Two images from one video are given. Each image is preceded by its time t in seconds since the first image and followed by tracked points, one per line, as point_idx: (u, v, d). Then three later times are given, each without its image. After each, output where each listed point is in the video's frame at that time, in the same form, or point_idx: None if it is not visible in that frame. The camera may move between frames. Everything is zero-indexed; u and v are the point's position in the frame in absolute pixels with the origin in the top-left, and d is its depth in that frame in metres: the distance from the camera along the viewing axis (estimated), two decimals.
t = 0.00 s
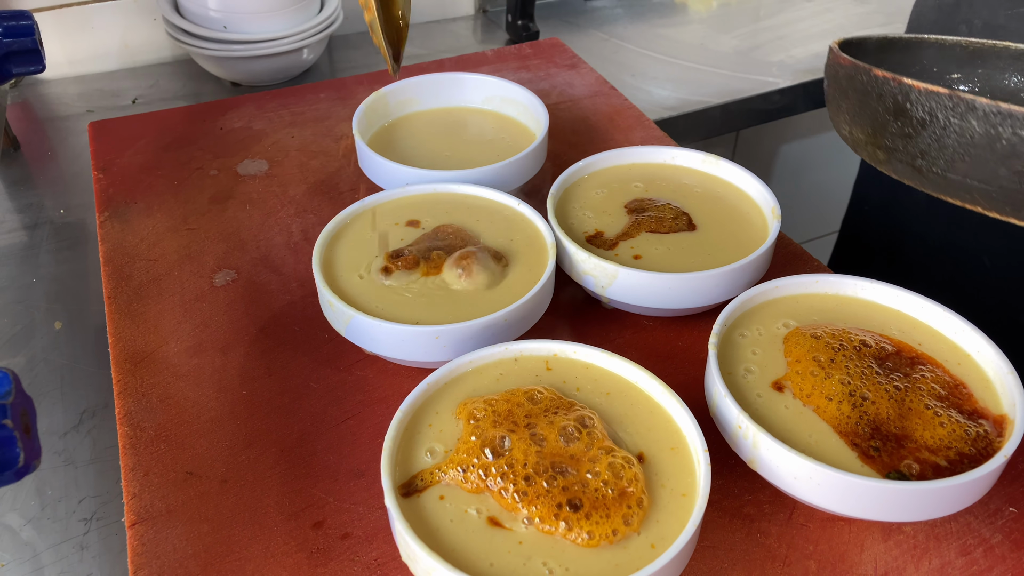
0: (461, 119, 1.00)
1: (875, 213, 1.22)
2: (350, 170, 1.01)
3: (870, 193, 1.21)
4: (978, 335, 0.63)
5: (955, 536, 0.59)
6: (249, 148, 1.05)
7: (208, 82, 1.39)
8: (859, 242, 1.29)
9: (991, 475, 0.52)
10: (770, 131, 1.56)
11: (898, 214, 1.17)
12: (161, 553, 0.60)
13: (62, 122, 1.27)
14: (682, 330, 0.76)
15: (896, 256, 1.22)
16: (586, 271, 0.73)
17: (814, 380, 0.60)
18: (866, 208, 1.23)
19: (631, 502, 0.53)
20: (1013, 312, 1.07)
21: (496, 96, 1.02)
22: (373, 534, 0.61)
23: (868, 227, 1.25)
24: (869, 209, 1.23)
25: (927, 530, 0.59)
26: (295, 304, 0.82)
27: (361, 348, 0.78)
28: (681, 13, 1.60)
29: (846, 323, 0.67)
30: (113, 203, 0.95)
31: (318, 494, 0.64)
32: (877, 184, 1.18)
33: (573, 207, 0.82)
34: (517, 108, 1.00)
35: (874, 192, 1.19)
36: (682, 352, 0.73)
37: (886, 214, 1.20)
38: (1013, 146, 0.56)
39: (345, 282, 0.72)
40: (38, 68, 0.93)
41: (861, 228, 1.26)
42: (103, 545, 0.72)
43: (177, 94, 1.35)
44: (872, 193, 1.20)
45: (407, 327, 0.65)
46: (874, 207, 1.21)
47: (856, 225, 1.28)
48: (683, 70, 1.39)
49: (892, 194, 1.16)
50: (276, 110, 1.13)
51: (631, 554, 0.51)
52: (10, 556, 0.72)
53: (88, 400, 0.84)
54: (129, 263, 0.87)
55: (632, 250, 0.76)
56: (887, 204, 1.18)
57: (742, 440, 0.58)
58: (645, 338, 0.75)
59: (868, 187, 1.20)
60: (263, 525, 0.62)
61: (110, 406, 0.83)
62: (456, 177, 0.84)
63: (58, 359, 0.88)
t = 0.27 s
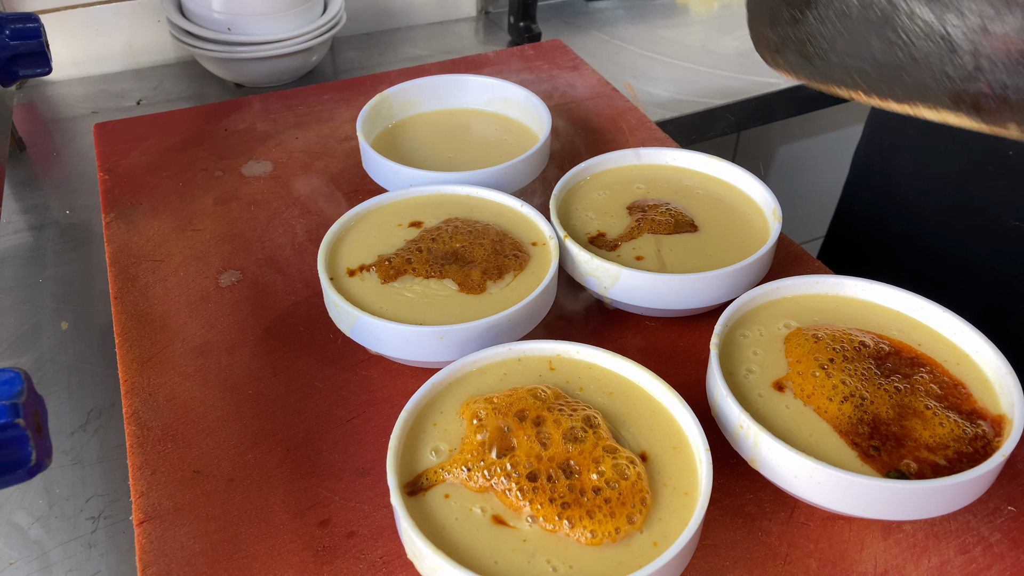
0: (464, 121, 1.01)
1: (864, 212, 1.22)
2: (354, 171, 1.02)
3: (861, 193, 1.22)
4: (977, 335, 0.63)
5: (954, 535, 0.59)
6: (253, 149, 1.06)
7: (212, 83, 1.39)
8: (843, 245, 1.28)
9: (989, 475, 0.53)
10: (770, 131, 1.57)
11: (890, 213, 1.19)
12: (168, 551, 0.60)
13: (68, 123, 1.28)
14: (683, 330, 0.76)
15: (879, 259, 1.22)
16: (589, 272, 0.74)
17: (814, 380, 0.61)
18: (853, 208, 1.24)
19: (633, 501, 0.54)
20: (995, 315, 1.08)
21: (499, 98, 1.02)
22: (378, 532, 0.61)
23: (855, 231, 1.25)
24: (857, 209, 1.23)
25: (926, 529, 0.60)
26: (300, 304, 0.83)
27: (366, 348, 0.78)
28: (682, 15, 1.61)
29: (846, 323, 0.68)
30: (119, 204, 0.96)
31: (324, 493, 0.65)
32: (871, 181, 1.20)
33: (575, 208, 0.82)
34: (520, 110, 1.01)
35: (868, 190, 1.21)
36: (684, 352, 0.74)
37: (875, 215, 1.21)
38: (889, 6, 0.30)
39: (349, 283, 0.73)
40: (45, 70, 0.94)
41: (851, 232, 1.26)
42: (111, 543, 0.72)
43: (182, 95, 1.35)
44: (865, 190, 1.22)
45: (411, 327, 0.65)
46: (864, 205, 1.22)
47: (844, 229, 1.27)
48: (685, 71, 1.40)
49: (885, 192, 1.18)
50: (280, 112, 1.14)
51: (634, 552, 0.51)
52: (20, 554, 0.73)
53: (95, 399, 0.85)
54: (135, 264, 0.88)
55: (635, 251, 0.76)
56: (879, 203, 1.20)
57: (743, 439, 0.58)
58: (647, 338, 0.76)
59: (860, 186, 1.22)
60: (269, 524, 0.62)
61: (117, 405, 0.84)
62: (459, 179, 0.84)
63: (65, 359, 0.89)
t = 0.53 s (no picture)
0: (467, 123, 1.02)
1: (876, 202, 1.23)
2: (358, 173, 1.03)
3: (877, 181, 1.23)
4: (975, 335, 0.64)
5: (953, 533, 0.60)
6: (257, 151, 1.07)
7: (216, 86, 1.40)
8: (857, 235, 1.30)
9: (987, 473, 0.54)
10: (771, 133, 1.57)
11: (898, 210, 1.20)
12: (176, 549, 0.61)
13: (73, 125, 1.29)
14: (685, 331, 0.77)
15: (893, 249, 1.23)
16: (591, 273, 0.74)
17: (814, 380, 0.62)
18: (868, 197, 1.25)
19: (636, 500, 0.54)
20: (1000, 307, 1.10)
21: (501, 100, 1.03)
22: (383, 530, 0.62)
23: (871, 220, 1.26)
24: (870, 199, 1.25)
25: (925, 527, 0.61)
26: (304, 305, 0.84)
27: (370, 348, 0.79)
28: (683, 17, 1.61)
29: (846, 324, 0.68)
30: (124, 206, 0.97)
31: (329, 491, 0.65)
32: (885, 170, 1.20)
33: (577, 210, 0.83)
34: (522, 112, 1.02)
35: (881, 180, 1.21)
36: (686, 352, 0.75)
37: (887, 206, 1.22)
38: None
39: (354, 285, 0.74)
40: (51, 73, 0.95)
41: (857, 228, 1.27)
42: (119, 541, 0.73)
43: (186, 97, 1.36)
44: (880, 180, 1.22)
45: (416, 328, 0.66)
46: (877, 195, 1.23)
47: (859, 219, 1.29)
48: (686, 73, 1.41)
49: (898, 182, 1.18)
50: (284, 114, 1.15)
51: (637, 551, 0.52)
52: (28, 552, 0.74)
53: (102, 399, 0.86)
54: (141, 265, 0.88)
55: (637, 252, 0.77)
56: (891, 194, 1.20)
57: (744, 439, 0.59)
58: (649, 338, 0.77)
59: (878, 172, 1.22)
60: (276, 522, 0.63)
61: (124, 405, 0.85)
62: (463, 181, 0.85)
63: (72, 359, 0.90)
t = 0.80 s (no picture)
0: (469, 125, 1.02)
1: (897, 200, 1.26)
2: (361, 174, 1.04)
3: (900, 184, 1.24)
4: (974, 336, 0.65)
5: (952, 532, 0.61)
6: (260, 153, 1.07)
7: (219, 87, 1.41)
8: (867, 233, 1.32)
9: (986, 473, 0.54)
10: (772, 134, 1.58)
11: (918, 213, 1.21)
12: (181, 547, 0.62)
13: (76, 127, 1.29)
14: (686, 332, 0.78)
15: (911, 246, 1.27)
16: (592, 274, 0.75)
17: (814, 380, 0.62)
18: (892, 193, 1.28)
19: (637, 499, 0.55)
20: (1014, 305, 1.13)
21: (503, 102, 1.04)
22: (386, 529, 0.63)
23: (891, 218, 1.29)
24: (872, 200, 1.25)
25: (924, 526, 0.61)
26: (308, 305, 0.84)
27: (373, 349, 0.80)
28: (684, 18, 1.62)
29: (847, 325, 0.69)
30: (129, 207, 0.97)
31: (334, 491, 0.66)
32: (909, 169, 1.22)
33: (579, 211, 0.84)
34: (524, 114, 1.02)
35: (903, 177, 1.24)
36: (686, 353, 0.75)
37: (910, 205, 1.24)
38: None
39: (358, 286, 0.74)
40: (56, 76, 0.96)
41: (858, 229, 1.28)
42: (124, 540, 0.74)
43: (189, 99, 1.37)
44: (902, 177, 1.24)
45: (419, 328, 0.67)
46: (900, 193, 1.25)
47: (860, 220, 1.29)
48: (687, 74, 1.41)
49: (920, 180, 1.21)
50: (287, 115, 1.15)
51: (638, 549, 0.52)
52: (34, 551, 0.74)
53: (106, 399, 0.86)
54: (145, 266, 0.89)
55: (639, 253, 0.77)
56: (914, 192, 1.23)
57: (745, 438, 0.60)
58: (650, 338, 0.77)
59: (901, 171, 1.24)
60: (281, 521, 0.64)
61: (128, 405, 0.85)
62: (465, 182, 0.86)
63: (78, 359, 0.90)
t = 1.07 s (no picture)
0: (469, 123, 1.02)
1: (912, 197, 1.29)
2: (361, 173, 1.04)
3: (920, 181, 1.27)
4: (974, 334, 0.65)
5: (952, 530, 0.61)
6: (261, 151, 1.07)
7: (219, 86, 1.41)
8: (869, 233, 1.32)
9: (986, 470, 0.54)
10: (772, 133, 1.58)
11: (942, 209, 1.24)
12: (182, 545, 0.62)
13: (77, 126, 1.29)
14: (686, 330, 0.78)
15: (922, 242, 1.30)
16: (593, 272, 0.75)
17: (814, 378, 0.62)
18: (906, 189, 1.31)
19: (637, 496, 0.55)
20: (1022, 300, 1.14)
21: (503, 101, 1.04)
22: (387, 527, 0.63)
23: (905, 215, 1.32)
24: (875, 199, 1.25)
25: (924, 524, 0.61)
26: (309, 304, 0.85)
27: (373, 347, 0.80)
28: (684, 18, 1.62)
29: (847, 323, 0.69)
30: (130, 205, 0.97)
31: (335, 488, 0.66)
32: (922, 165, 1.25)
33: (579, 209, 0.84)
34: (524, 112, 1.02)
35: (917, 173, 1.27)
36: (686, 351, 0.75)
37: (923, 201, 1.27)
38: None
39: (358, 284, 0.74)
40: (57, 74, 0.96)
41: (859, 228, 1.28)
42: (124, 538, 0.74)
43: (189, 98, 1.37)
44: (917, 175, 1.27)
45: (419, 326, 0.67)
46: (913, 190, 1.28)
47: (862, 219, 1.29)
48: (687, 73, 1.41)
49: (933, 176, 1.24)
50: (287, 114, 1.15)
51: (638, 547, 0.52)
52: (34, 549, 0.74)
53: (107, 397, 0.86)
54: (146, 264, 0.89)
55: (639, 251, 0.77)
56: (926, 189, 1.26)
57: (745, 436, 0.60)
58: (651, 337, 0.77)
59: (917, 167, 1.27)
60: (281, 519, 0.64)
61: (129, 403, 0.85)
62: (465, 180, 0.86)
63: (79, 357, 0.90)
